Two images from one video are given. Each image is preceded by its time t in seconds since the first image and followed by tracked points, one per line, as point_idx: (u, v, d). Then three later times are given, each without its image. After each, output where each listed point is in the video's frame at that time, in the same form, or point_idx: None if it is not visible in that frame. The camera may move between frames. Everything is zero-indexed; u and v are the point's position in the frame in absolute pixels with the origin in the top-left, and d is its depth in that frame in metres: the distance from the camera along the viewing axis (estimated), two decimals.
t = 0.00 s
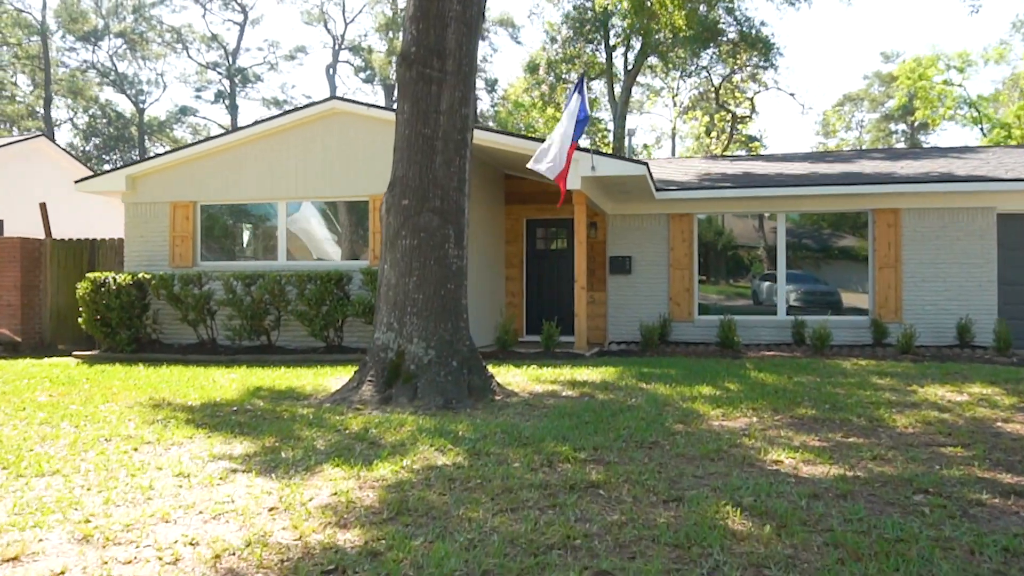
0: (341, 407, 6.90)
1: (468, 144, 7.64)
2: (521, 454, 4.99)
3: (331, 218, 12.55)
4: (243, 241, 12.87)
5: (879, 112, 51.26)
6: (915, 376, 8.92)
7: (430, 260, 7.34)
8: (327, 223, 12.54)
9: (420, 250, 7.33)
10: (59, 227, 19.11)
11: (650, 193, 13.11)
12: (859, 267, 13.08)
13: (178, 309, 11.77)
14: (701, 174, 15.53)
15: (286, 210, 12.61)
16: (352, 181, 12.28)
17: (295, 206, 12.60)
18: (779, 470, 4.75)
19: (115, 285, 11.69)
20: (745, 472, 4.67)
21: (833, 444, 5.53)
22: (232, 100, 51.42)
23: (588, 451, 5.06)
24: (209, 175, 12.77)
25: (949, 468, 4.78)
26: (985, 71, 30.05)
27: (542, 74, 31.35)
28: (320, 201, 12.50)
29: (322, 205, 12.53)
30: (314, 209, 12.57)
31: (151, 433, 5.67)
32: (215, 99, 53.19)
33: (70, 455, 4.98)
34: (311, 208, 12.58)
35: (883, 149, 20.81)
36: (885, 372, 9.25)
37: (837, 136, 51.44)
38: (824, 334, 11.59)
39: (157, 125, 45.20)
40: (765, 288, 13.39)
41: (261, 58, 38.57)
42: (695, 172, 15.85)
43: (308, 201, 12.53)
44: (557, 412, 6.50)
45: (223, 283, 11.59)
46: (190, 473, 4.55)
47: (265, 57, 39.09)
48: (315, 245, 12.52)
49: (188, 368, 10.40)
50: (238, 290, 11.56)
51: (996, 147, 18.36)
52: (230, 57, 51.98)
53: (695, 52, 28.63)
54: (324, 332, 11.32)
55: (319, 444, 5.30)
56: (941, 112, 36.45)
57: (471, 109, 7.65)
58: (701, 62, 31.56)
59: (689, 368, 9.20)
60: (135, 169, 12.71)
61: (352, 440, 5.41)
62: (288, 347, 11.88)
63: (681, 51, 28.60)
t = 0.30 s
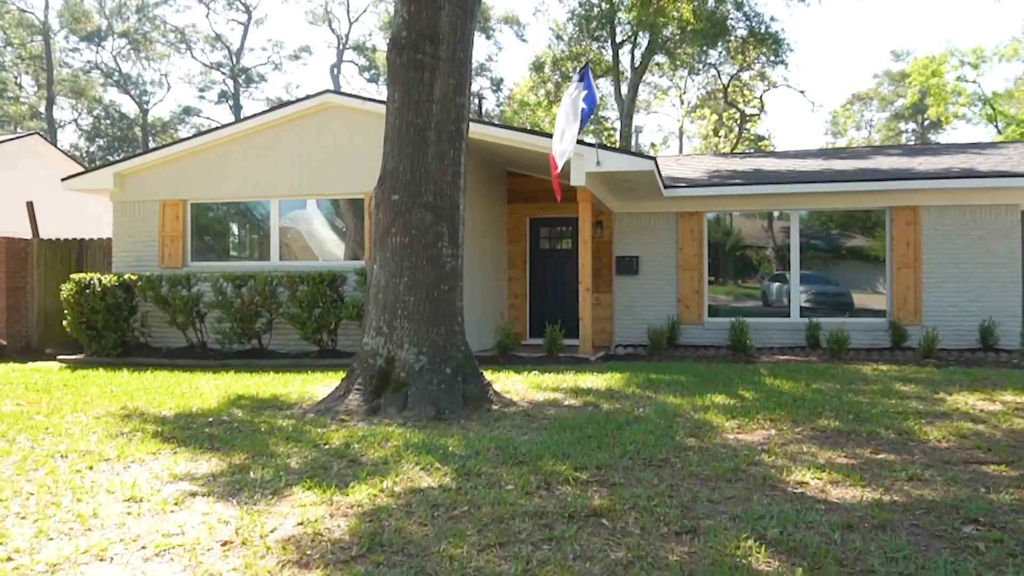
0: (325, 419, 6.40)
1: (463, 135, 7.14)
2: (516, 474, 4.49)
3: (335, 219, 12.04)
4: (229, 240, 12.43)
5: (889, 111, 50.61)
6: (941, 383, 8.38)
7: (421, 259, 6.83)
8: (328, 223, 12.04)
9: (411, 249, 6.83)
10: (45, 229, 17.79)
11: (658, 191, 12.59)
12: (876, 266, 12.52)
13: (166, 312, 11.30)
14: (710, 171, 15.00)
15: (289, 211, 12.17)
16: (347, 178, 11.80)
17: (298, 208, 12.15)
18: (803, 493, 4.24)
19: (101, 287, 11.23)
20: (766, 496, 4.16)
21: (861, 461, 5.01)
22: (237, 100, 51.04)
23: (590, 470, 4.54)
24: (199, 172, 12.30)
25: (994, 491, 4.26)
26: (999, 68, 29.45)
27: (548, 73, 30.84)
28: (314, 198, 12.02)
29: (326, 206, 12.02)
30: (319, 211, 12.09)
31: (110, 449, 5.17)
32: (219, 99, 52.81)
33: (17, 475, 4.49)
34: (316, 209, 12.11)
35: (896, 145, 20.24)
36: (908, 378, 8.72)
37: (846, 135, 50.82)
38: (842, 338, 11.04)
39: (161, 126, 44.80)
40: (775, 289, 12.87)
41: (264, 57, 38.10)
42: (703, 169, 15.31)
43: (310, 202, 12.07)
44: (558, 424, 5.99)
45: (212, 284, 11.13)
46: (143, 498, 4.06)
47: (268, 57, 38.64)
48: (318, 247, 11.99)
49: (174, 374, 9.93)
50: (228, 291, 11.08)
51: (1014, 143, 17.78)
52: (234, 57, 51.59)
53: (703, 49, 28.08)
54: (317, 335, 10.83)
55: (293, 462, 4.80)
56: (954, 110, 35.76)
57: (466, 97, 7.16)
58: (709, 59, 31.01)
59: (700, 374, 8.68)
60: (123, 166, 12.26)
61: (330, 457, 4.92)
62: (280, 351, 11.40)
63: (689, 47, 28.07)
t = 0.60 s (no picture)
0: (296, 432, 5.90)
1: (449, 125, 6.63)
2: (499, 502, 3.98)
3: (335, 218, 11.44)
4: (218, 241, 11.86)
5: (893, 112, 50.06)
6: (961, 392, 7.85)
7: (403, 258, 6.32)
8: (327, 222, 11.45)
9: (392, 248, 6.32)
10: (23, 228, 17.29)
11: (659, 189, 12.06)
12: (886, 267, 11.98)
13: (145, 315, 10.80)
14: (713, 168, 14.47)
15: (291, 212, 11.63)
16: (335, 175, 11.30)
17: (299, 208, 11.61)
18: (823, 524, 3.73)
19: (76, 289, 10.71)
20: (783, 530, 3.64)
21: (885, 483, 4.49)
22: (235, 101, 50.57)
23: (582, 497, 4.04)
24: (181, 169, 11.81)
25: None
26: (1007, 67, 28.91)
27: (548, 72, 30.33)
28: (301, 196, 11.52)
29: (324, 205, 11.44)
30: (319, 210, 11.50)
31: (49, 469, 4.65)
32: (218, 100, 52.33)
33: None
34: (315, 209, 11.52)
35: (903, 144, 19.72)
36: (925, 386, 8.19)
37: (850, 136, 50.27)
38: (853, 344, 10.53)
39: (159, 127, 44.28)
40: (779, 291, 12.34)
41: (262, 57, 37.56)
42: (706, 166, 14.80)
43: (311, 203, 11.51)
44: (549, 439, 5.48)
45: (192, 286, 10.62)
46: (69, 532, 3.55)
47: (266, 57, 38.13)
48: (318, 247, 11.41)
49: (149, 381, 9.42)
50: (208, 294, 10.58)
51: None
52: (233, 57, 51.11)
53: (705, 48, 27.55)
54: (301, 339, 10.33)
55: (250, 485, 4.29)
56: (961, 110, 35.21)
57: (452, 85, 6.65)
58: (712, 59, 30.49)
59: (704, 381, 8.15)
60: (103, 163, 11.78)
61: (293, 479, 4.41)
62: (264, 356, 10.91)
63: (691, 46, 27.54)
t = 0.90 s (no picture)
0: (261, 449, 5.36)
1: (432, 114, 6.09)
2: (474, 537, 3.48)
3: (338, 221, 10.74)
4: (211, 241, 11.26)
5: (896, 112, 49.47)
6: (985, 402, 7.31)
7: (380, 259, 5.79)
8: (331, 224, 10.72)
9: (367, 248, 5.79)
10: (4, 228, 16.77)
11: (660, 186, 11.52)
12: (898, 268, 11.44)
13: (120, 319, 10.27)
14: (716, 165, 13.93)
15: (294, 219, 10.96)
16: (319, 171, 10.76)
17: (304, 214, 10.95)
18: (848, 568, 3.22)
19: (47, 292, 10.18)
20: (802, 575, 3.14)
21: (915, 514, 3.97)
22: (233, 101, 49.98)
23: (570, 532, 3.54)
24: (160, 165, 11.30)
25: None
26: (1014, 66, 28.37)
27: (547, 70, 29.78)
28: (285, 194, 10.99)
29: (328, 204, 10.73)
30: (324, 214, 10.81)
31: None
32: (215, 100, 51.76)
33: None
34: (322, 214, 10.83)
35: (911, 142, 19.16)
36: (945, 395, 7.65)
37: (853, 136, 49.67)
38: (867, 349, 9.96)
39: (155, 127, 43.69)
40: (783, 292, 11.79)
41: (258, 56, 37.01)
42: (709, 163, 14.26)
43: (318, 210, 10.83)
44: (538, 457, 4.96)
45: (168, 288, 10.09)
46: None
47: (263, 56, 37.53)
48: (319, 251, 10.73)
49: (118, 388, 8.88)
50: (185, 296, 10.06)
51: None
52: (231, 56, 50.56)
53: (707, 46, 27.01)
54: (283, 344, 9.80)
55: (193, 517, 3.78)
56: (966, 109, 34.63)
57: (435, 70, 6.11)
58: (714, 57, 29.94)
59: (709, 390, 7.61)
60: (78, 158, 11.28)
61: (244, 509, 3.89)
62: (246, 361, 10.41)
63: (693, 44, 27.00)
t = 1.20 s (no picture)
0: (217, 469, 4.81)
1: (411, 97, 5.54)
2: None
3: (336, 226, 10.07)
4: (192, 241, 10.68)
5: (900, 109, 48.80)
6: (1014, 410, 6.75)
7: (352, 256, 5.24)
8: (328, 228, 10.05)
9: (339, 243, 5.25)
10: None
11: (662, 180, 10.96)
12: (911, 266, 10.85)
13: (91, 320, 9.73)
14: (720, 159, 13.35)
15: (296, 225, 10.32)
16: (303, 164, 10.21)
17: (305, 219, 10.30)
18: None
19: (14, 291, 9.64)
20: None
21: (961, 552, 3.42)
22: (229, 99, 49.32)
23: None
24: (136, 157, 10.76)
25: None
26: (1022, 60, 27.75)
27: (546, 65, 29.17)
28: (266, 188, 10.44)
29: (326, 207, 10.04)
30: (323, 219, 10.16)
31: None
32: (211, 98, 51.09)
33: None
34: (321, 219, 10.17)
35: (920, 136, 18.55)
36: (970, 402, 7.08)
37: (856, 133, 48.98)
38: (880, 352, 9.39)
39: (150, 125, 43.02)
40: (787, 291, 11.24)
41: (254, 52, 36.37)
42: (712, 157, 13.69)
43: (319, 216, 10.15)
44: (526, 478, 4.42)
45: (142, 287, 9.56)
46: None
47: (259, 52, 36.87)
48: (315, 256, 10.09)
49: (84, 394, 8.34)
50: (160, 295, 9.52)
51: None
52: (227, 53, 49.88)
53: (710, 40, 26.39)
54: (263, 347, 9.26)
55: (118, 558, 3.24)
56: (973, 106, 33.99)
57: (416, 48, 5.55)
58: (716, 52, 29.31)
59: (715, 398, 7.04)
60: (49, 150, 10.75)
61: (180, 547, 3.35)
62: (225, 364, 9.90)
63: (695, 38, 26.38)
